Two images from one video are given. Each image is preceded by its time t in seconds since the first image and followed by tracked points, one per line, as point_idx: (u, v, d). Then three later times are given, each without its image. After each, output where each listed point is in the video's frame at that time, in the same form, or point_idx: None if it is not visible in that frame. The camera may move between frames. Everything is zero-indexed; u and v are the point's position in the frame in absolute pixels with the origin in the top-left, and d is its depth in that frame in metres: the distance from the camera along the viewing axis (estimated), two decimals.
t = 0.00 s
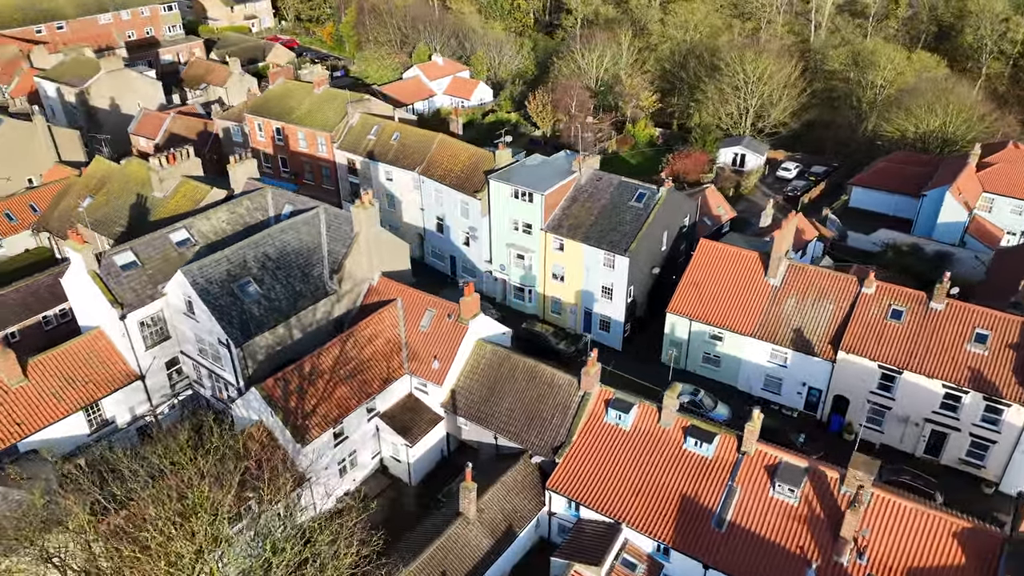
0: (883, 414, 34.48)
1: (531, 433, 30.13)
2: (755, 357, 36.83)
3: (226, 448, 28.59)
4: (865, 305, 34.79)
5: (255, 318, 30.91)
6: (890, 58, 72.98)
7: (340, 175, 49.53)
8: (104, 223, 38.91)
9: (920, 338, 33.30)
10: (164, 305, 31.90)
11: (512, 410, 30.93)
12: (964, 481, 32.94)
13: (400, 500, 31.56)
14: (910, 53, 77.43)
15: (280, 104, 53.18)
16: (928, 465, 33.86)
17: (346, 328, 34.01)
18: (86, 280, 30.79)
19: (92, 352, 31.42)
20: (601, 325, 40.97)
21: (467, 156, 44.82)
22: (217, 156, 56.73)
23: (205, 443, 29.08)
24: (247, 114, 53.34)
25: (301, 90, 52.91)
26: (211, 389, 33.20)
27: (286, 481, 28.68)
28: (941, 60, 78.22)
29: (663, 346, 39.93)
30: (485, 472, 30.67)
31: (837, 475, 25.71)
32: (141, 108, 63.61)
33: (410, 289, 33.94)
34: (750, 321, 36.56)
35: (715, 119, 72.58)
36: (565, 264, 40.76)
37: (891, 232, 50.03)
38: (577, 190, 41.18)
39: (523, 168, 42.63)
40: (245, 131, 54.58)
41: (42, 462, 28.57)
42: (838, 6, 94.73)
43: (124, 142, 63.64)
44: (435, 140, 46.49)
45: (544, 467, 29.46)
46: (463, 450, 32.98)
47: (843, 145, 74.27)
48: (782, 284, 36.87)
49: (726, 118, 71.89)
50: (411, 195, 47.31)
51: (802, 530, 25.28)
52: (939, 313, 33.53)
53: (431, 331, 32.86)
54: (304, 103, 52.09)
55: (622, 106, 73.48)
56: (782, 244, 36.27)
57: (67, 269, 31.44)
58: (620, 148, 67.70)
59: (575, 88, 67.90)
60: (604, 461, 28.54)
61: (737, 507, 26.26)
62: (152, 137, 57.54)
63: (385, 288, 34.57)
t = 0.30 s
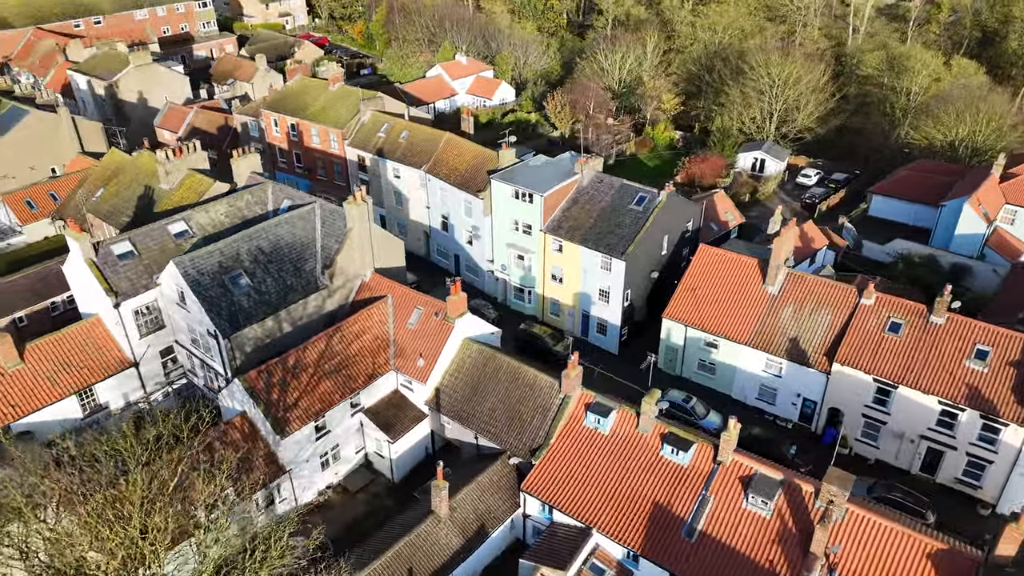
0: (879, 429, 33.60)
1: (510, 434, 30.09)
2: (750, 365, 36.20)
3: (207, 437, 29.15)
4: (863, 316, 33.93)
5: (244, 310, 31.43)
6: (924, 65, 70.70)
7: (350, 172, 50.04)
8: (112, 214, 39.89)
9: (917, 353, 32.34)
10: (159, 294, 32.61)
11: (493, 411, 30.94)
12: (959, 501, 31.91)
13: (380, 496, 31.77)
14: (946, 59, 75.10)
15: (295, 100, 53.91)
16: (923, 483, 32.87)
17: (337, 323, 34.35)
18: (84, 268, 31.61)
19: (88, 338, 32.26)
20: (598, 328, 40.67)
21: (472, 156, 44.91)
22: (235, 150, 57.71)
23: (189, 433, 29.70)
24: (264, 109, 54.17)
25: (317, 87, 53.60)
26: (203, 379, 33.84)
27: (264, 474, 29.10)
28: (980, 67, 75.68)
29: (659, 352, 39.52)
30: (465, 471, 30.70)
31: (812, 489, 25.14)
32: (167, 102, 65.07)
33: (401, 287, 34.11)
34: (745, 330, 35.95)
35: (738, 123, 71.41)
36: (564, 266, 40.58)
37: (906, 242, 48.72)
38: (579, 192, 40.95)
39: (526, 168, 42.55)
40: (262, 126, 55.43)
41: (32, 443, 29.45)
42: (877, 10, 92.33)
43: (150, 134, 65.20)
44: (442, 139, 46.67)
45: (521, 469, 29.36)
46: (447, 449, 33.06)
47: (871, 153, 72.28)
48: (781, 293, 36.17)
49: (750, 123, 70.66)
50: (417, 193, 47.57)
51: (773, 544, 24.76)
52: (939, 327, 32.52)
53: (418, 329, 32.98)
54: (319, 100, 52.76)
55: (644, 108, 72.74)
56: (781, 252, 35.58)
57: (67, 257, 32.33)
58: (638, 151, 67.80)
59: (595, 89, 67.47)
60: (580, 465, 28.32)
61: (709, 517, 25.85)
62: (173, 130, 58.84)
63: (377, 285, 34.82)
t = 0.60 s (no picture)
0: (871, 444, 32.78)
1: (490, 434, 30.13)
2: (744, 374, 35.65)
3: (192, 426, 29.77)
4: (859, 329, 33.13)
5: (235, 302, 32.03)
6: (957, 72, 68.54)
7: (361, 169, 50.55)
8: (123, 205, 41.00)
9: (913, 367, 31.49)
10: (156, 284, 33.39)
11: (475, 410, 31.00)
12: (951, 522, 30.97)
13: (363, 490, 32.11)
14: (985, 66, 72.68)
15: (311, 97, 54.62)
16: (916, 501, 31.98)
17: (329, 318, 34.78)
18: (85, 256, 32.57)
19: (87, 324, 33.21)
20: (595, 331, 40.47)
21: (479, 155, 45.02)
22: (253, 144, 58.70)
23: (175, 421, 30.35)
24: (281, 105, 54.94)
25: (333, 84, 54.28)
26: (197, 368, 34.59)
27: (245, 464, 29.61)
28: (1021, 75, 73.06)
29: (654, 357, 39.15)
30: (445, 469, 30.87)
31: (784, 502, 24.66)
32: (193, 96, 66.56)
33: (392, 284, 34.36)
34: (740, 338, 35.43)
35: (761, 127, 70.25)
36: (562, 268, 40.46)
37: (922, 254, 47.45)
38: (580, 194, 40.79)
39: (528, 169, 42.51)
40: (278, 122, 56.27)
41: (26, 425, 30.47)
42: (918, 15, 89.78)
43: (176, 128, 66.77)
44: (450, 138, 46.85)
45: (498, 469, 29.38)
46: (431, 446, 33.26)
47: (901, 162, 70.41)
48: (778, 302, 35.54)
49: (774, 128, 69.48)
50: (424, 191, 47.86)
51: (741, 556, 24.36)
52: (937, 342, 31.61)
53: (406, 326, 33.18)
54: (334, 97, 53.44)
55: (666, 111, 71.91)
56: (778, 260, 34.95)
57: (71, 245, 33.33)
58: (657, 154, 67.26)
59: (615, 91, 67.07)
60: (555, 468, 28.21)
61: (678, 526, 25.54)
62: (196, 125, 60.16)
63: (369, 281, 35.14)
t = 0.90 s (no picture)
0: (862, 458, 32.04)
1: (470, 432, 30.22)
2: (736, 382, 35.14)
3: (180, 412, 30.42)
4: (853, 340, 32.43)
5: (227, 293, 32.66)
6: (992, 79, 66.29)
7: (372, 166, 51.06)
8: (134, 195, 42.06)
9: (906, 381, 30.70)
10: (155, 273, 34.21)
11: (457, 408, 31.11)
12: (941, 541, 30.12)
13: (346, 482, 32.48)
14: None
15: (328, 93, 55.29)
16: (905, 518, 31.18)
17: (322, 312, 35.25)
18: (87, 244, 33.58)
19: (87, 311, 34.21)
20: (592, 334, 40.27)
21: (484, 155, 45.14)
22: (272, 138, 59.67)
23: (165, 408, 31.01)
24: (298, 101, 55.67)
25: (349, 81, 54.89)
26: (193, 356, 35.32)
27: (228, 452, 30.14)
28: None
29: (649, 361, 38.82)
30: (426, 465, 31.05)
31: (753, 512, 24.25)
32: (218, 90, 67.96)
33: (384, 280, 34.65)
34: (733, 345, 34.94)
35: (785, 132, 69.02)
36: (560, 269, 40.34)
37: (936, 265, 46.26)
38: (580, 196, 40.63)
39: (531, 169, 42.49)
40: (295, 117, 57.04)
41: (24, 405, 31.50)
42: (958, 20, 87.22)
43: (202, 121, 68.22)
44: (458, 137, 47.05)
45: (476, 468, 29.46)
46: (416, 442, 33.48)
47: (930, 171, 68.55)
48: (773, 309, 34.94)
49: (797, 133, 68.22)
50: (431, 188, 48.13)
51: (706, 565, 24.06)
52: (932, 356, 30.76)
53: (395, 322, 33.45)
54: (350, 94, 54.05)
55: (688, 113, 70.99)
56: (774, 267, 34.36)
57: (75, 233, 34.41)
58: (675, 157, 66.56)
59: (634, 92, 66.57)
60: (531, 468, 28.18)
61: (647, 532, 25.33)
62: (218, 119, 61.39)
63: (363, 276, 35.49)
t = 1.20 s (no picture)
0: (851, 472, 31.35)
1: (450, 430, 30.35)
2: (727, 390, 34.67)
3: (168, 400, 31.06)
4: (846, 351, 31.73)
5: (221, 285, 33.33)
6: None
7: (382, 164, 51.53)
8: (145, 188, 43.15)
9: (897, 395, 29.95)
10: (155, 264, 35.05)
11: (439, 405, 31.27)
12: (928, 560, 29.34)
13: (331, 475, 32.90)
14: None
15: (343, 91, 55.92)
16: (892, 535, 30.44)
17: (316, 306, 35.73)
18: (90, 234, 34.61)
19: (89, 298, 35.21)
20: (588, 336, 40.10)
21: (490, 155, 45.27)
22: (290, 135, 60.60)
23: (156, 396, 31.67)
24: (314, 98, 56.41)
25: (364, 80, 55.47)
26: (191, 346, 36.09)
27: (213, 440, 30.71)
28: None
29: (644, 366, 38.51)
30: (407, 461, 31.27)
31: (720, 522, 23.93)
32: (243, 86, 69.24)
33: (377, 276, 34.93)
34: (724, 352, 34.48)
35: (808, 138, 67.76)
36: (558, 270, 40.23)
37: (949, 278, 45.07)
38: (580, 198, 40.47)
39: (534, 170, 42.45)
40: (312, 114, 57.82)
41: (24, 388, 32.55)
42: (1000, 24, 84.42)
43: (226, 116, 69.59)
44: (466, 136, 47.23)
45: (453, 466, 29.58)
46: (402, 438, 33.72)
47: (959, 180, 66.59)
48: (767, 317, 34.37)
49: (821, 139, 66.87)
50: (438, 186, 48.39)
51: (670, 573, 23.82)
52: (925, 370, 29.93)
53: (384, 319, 33.71)
54: (364, 92, 54.63)
55: (709, 117, 70.07)
56: (769, 274, 33.79)
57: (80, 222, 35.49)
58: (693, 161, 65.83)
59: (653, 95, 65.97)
60: (505, 468, 28.18)
61: (614, 537, 25.18)
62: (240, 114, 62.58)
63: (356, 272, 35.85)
